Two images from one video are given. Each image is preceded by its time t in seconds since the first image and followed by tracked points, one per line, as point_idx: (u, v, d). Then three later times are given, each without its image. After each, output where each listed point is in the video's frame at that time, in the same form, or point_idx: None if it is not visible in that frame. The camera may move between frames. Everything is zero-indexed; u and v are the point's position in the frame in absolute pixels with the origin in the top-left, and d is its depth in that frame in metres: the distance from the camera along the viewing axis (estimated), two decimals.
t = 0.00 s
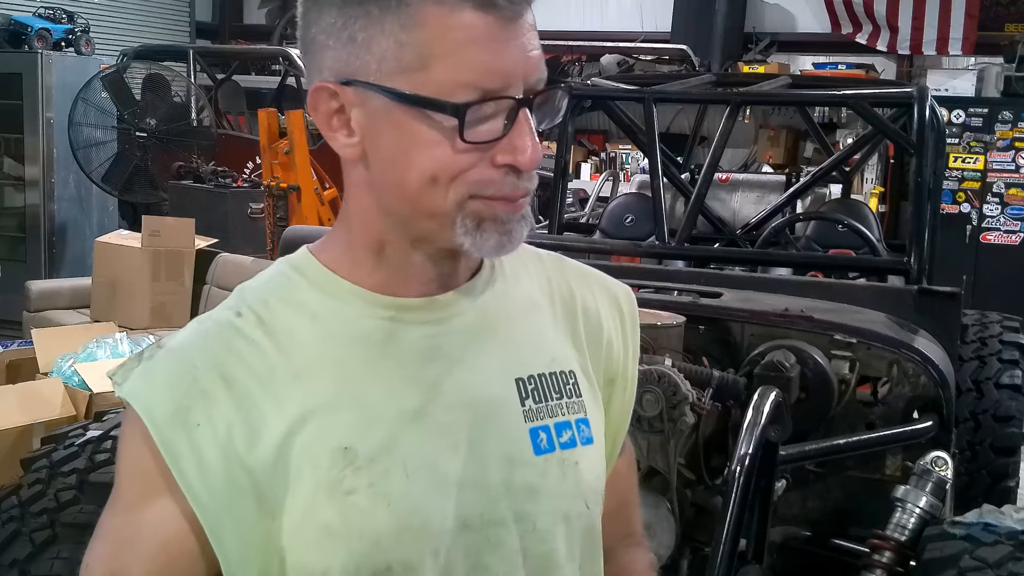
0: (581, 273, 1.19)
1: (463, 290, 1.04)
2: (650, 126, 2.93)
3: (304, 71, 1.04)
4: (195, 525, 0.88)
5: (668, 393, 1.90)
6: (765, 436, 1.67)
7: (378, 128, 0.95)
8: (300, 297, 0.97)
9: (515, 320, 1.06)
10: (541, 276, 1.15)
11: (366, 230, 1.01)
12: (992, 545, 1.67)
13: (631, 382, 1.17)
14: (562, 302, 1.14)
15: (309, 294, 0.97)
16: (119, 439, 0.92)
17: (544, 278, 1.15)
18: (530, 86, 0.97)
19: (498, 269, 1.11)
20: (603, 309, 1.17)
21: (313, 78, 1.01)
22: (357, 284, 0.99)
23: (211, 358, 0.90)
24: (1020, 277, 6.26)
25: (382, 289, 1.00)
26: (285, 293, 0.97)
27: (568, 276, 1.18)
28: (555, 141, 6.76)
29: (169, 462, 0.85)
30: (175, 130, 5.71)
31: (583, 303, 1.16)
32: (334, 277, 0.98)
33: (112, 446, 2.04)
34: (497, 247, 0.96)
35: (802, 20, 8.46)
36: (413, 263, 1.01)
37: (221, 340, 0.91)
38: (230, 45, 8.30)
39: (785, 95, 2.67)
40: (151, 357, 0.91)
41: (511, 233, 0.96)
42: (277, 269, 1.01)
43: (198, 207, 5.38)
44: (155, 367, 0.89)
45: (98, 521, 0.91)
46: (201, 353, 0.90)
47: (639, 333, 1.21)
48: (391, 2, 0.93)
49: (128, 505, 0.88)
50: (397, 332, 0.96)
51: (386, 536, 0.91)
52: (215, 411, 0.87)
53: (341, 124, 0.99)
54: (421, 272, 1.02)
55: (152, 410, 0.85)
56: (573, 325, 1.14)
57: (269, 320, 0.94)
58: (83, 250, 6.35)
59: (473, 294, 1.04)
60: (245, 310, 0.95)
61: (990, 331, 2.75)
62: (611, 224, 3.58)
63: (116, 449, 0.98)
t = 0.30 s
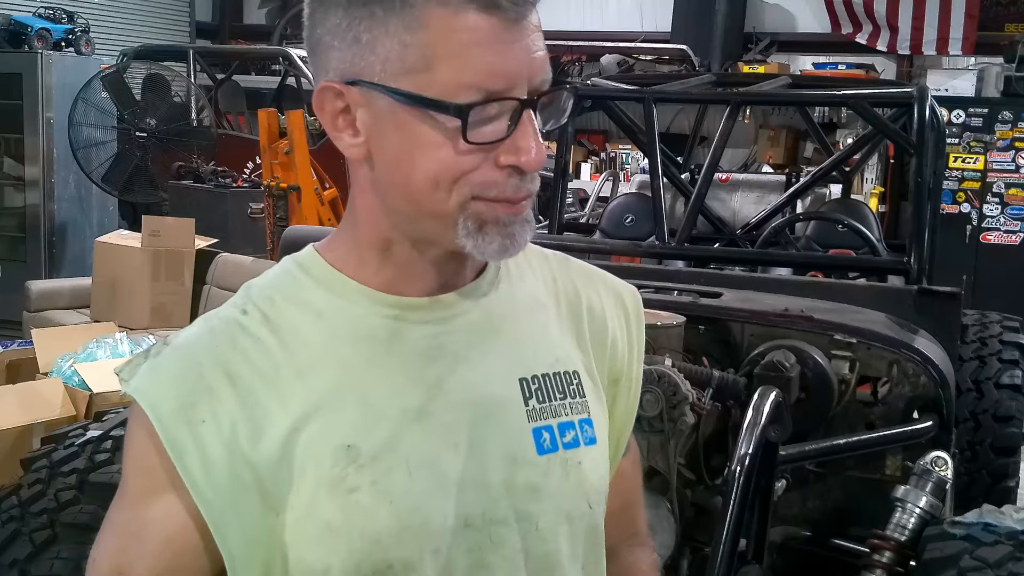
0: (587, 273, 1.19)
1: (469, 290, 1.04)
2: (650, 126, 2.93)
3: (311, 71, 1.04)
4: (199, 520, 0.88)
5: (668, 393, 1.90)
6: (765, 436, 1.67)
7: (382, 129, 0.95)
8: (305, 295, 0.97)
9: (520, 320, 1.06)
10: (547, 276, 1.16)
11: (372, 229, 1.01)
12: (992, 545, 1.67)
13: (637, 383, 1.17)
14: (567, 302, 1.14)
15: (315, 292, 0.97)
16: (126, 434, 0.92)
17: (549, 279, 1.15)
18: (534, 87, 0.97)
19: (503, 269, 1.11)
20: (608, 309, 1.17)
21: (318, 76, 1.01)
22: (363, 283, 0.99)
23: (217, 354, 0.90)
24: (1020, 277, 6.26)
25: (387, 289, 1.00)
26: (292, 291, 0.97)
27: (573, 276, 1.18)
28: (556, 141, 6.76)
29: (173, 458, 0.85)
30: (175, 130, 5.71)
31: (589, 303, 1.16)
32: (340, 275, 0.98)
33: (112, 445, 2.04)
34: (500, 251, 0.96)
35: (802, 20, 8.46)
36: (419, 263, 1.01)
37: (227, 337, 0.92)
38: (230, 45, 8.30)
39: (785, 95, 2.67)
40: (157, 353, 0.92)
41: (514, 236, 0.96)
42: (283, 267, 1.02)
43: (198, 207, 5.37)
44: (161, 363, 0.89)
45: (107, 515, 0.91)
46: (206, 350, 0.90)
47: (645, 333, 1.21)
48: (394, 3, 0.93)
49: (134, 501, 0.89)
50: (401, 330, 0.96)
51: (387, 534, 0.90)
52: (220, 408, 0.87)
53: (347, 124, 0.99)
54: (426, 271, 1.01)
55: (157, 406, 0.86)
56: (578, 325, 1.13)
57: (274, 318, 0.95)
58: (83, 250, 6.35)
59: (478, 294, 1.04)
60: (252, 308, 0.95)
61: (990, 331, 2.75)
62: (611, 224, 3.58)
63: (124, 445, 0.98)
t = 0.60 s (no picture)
0: (591, 275, 1.20)
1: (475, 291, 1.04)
2: (650, 126, 2.93)
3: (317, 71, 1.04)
4: (203, 519, 0.88)
5: (668, 393, 1.90)
6: (765, 436, 1.67)
7: (385, 129, 0.95)
8: (310, 294, 0.97)
9: (525, 321, 1.06)
10: (551, 277, 1.16)
11: (376, 229, 1.01)
12: (992, 545, 1.67)
13: (640, 385, 1.17)
14: (571, 303, 1.15)
15: (320, 292, 0.97)
16: (132, 434, 0.93)
17: (553, 281, 1.15)
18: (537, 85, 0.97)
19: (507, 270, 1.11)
20: (611, 311, 1.17)
21: (324, 73, 1.01)
22: (368, 283, 0.99)
23: (221, 353, 0.91)
24: (1020, 277, 6.26)
25: (392, 288, 1.00)
26: (297, 291, 0.98)
27: (577, 278, 1.18)
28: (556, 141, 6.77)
29: (177, 456, 0.85)
30: (175, 130, 5.71)
31: (592, 304, 1.16)
32: (345, 275, 0.99)
33: (112, 446, 2.05)
34: (505, 257, 0.95)
35: (802, 20, 8.46)
36: (423, 263, 1.01)
37: (232, 336, 0.92)
38: (230, 45, 8.30)
39: (785, 95, 2.67)
40: (163, 352, 0.92)
41: (519, 240, 0.96)
42: (288, 267, 1.02)
43: (198, 207, 5.37)
44: (167, 363, 0.90)
45: (113, 513, 0.92)
46: (212, 349, 0.91)
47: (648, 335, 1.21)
48: (398, 2, 0.93)
49: (139, 500, 0.89)
50: (405, 330, 0.97)
51: (390, 534, 0.90)
52: (224, 407, 0.88)
53: (350, 123, 0.99)
54: (432, 273, 1.01)
55: (162, 404, 0.86)
56: (582, 326, 1.14)
57: (279, 317, 0.95)
58: (83, 250, 6.35)
59: (483, 295, 1.04)
60: (258, 308, 0.96)
61: (990, 331, 2.75)
62: (611, 224, 3.58)
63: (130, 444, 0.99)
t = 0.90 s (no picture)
0: (597, 278, 1.19)
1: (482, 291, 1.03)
2: (650, 126, 2.93)
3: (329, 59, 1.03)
4: (206, 516, 0.88)
5: (668, 393, 1.89)
6: (765, 436, 1.67)
7: (385, 125, 0.96)
8: (315, 293, 0.97)
9: (529, 321, 1.05)
10: (556, 277, 1.15)
11: (379, 228, 1.01)
12: (992, 545, 1.67)
13: (645, 388, 1.17)
14: (576, 304, 1.14)
15: (325, 290, 0.97)
16: (137, 432, 0.93)
17: (558, 282, 1.15)
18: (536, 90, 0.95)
19: (515, 271, 1.10)
20: (617, 313, 1.17)
21: (331, 67, 1.02)
22: (374, 282, 0.99)
23: (226, 351, 0.91)
24: (1019, 277, 6.27)
25: (395, 288, 0.99)
26: (302, 290, 0.98)
27: (583, 281, 1.18)
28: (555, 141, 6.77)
29: (181, 453, 0.85)
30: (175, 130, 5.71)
31: (598, 305, 1.16)
32: (349, 274, 0.99)
33: (112, 446, 2.05)
34: (498, 261, 0.95)
35: (802, 20, 8.45)
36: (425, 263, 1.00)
37: (237, 334, 0.93)
38: (230, 45, 8.30)
39: (784, 95, 2.67)
40: (167, 350, 0.92)
41: (514, 245, 0.95)
42: (293, 266, 1.02)
43: (198, 207, 5.37)
44: (172, 360, 0.90)
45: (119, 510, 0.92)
46: (216, 346, 0.91)
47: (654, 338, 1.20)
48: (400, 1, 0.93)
49: (144, 498, 0.89)
50: (410, 329, 0.97)
51: (393, 534, 0.90)
52: (228, 404, 0.88)
53: (353, 118, 1.00)
54: (438, 276, 1.00)
55: (166, 400, 0.86)
56: (588, 329, 1.13)
57: (283, 316, 0.96)
58: (83, 250, 6.35)
59: (489, 296, 1.04)
60: (263, 306, 0.96)
61: (990, 331, 2.74)
62: (611, 224, 3.58)
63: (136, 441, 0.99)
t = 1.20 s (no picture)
0: (606, 283, 1.18)
1: (484, 293, 1.03)
2: (650, 125, 2.92)
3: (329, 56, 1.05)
4: (207, 513, 0.89)
5: (668, 393, 1.88)
6: (765, 436, 1.67)
7: (367, 115, 0.98)
8: (319, 293, 0.98)
9: (536, 323, 1.05)
10: (565, 279, 1.14)
11: (376, 224, 1.01)
12: (992, 545, 1.66)
13: (655, 395, 1.15)
14: (585, 306, 1.13)
15: (329, 290, 0.98)
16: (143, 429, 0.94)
17: (568, 287, 1.14)
18: (506, 75, 0.95)
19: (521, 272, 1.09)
20: (627, 320, 1.15)
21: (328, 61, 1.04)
22: (376, 281, 1.00)
23: (227, 349, 0.92)
24: (1019, 277, 6.27)
25: (399, 288, 0.99)
26: (306, 289, 0.99)
27: (592, 285, 1.16)
28: (556, 141, 6.77)
29: (181, 449, 0.86)
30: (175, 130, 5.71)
31: (608, 310, 1.14)
32: (352, 274, 0.99)
33: (113, 446, 2.05)
34: (469, 249, 0.95)
35: (802, 20, 8.46)
36: (417, 259, 0.99)
37: (239, 333, 0.94)
38: (230, 45, 8.30)
39: (784, 95, 2.67)
40: (171, 348, 0.93)
41: (487, 233, 0.95)
42: (299, 266, 1.03)
43: (198, 207, 5.37)
44: (175, 358, 0.91)
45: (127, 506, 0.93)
46: (219, 345, 0.92)
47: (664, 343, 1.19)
48: None
49: (147, 494, 0.90)
50: (411, 330, 0.97)
51: (392, 533, 0.90)
52: (228, 403, 0.89)
53: (344, 110, 1.03)
54: (437, 275, 0.99)
55: (167, 398, 0.87)
56: (596, 334, 1.11)
57: (287, 316, 0.96)
58: (83, 250, 6.35)
59: (492, 298, 1.03)
60: (267, 305, 0.97)
61: (990, 331, 2.75)
62: (611, 224, 3.58)
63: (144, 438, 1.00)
